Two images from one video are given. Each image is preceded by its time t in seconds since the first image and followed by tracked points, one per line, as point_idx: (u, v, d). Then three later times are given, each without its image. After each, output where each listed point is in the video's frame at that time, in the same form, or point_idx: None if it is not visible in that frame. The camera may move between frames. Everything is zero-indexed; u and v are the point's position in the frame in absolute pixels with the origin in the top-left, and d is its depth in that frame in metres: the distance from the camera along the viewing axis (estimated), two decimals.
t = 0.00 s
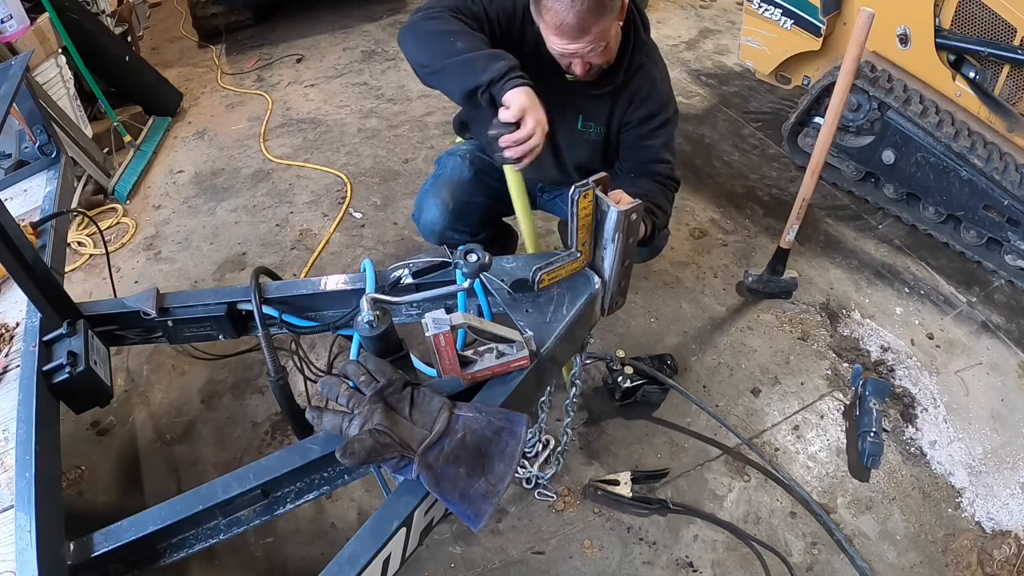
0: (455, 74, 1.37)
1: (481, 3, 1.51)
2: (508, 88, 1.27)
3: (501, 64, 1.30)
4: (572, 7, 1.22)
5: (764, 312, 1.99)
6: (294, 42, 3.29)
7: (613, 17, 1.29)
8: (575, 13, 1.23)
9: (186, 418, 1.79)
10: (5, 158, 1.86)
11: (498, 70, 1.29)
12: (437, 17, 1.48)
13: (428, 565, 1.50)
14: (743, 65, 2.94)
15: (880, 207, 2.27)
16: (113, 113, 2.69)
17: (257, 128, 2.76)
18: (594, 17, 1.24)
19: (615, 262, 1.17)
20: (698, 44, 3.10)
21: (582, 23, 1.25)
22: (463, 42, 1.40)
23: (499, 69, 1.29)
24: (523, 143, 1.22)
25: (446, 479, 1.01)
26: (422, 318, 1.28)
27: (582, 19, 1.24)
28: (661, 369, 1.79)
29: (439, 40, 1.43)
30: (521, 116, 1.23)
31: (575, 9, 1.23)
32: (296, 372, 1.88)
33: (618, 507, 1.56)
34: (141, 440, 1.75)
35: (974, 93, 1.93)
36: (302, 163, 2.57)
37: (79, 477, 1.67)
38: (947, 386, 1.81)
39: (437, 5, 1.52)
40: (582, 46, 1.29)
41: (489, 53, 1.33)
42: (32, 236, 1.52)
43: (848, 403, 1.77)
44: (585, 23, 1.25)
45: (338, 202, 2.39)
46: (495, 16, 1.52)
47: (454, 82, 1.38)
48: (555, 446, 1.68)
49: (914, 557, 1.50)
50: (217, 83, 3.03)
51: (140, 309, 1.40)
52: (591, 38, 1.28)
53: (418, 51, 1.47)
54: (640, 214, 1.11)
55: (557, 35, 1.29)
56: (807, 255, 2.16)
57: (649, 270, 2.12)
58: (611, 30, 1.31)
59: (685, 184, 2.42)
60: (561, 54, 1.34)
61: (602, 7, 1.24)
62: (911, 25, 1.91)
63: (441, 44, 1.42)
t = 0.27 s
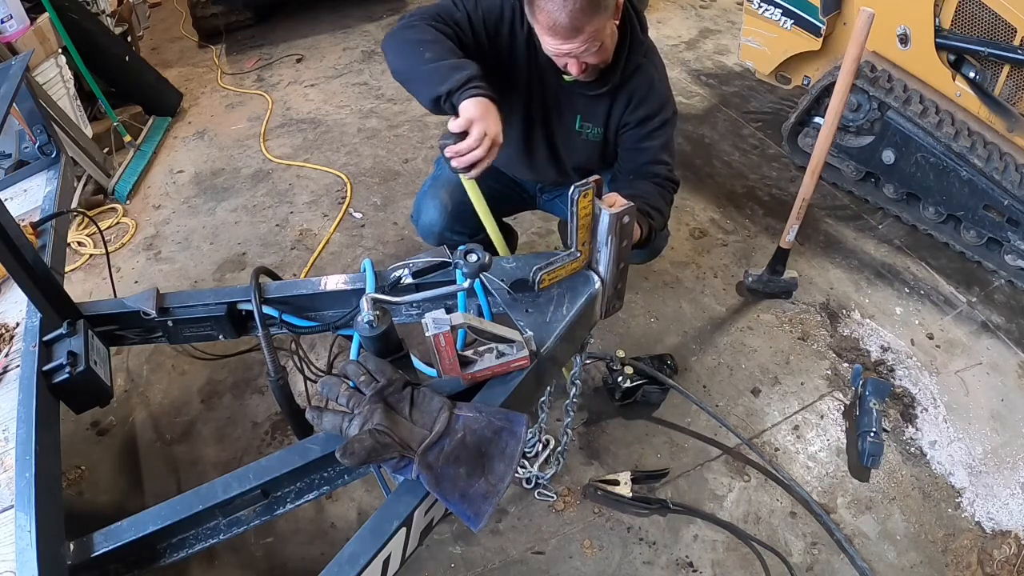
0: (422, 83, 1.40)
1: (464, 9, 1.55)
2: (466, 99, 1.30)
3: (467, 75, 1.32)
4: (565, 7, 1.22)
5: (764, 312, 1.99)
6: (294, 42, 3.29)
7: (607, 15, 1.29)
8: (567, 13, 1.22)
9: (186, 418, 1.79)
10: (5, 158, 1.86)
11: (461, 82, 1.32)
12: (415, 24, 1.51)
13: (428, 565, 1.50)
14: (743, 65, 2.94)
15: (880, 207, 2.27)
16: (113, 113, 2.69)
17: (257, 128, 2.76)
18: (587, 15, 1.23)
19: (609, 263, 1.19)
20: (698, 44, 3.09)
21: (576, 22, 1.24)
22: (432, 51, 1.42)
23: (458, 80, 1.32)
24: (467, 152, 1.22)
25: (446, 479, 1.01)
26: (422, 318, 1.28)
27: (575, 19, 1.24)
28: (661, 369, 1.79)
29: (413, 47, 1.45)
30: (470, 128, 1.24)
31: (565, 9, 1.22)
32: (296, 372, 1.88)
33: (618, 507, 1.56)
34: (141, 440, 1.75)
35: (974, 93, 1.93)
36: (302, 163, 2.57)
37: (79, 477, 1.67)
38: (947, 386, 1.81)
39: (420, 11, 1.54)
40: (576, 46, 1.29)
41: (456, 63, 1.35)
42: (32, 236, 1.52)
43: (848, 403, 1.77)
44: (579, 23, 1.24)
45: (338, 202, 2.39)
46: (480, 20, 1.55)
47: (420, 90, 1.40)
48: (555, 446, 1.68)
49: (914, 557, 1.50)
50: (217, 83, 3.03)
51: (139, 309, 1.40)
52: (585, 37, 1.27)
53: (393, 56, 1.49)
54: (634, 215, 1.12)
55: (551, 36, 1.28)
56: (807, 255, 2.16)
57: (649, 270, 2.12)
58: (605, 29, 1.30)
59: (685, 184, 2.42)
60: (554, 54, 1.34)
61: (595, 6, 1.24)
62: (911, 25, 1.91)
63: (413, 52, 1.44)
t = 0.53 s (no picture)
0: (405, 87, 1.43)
1: (453, 14, 1.57)
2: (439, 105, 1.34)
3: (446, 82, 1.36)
4: (559, 10, 1.22)
5: (764, 312, 1.99)
6: (294, 42, 3.29)
7: (603, 18, 1.29)
8: (561, 16, 1.23)
9: (186, 418, 1.79)
10: (5, 158, 1.86)
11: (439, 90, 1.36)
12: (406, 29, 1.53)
13: (428, 565, 1.50)
14: (743, 65, 2.94)
15: (880, 207, 2.27)
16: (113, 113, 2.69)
17: (257, 128, 2.76)
18: (581, 19, 1.24)
19: (609, 264, 1.19)
20: (698, 44, 3.09)
21: (569, 26, 1.25)
22: (412, 56, 1.45)
23: (432, 84, 1.36)
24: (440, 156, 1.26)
25: (446, 479, 1.01)
26: (422, 318, 1.28)
27: (569, 22, 1.24)
28: (661, 369, 1.79)
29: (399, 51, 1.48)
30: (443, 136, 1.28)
31: (558, 14, 1.23)
32: (296, 372, 1.88)
33: (618, 507, 1.56)
34: (141, 440, 1.75)
35: (974, 93, 1.93)
36: (302, 163, 2.57)
37: (79, 477, 1.67)
38: (947, 386, 1.81)
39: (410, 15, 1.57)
40: (571, 49, 1.29)
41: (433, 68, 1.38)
42: (32, 236, 1.52)
43: (848, 403, 1.77)
44: (573, 26, 1.25)
45: (338, 202, 2.39)
46: (469, 26, 1.57)
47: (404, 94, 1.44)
48: (555, 446, 1.68)
49: (914, 557, 1.50)
50: (217, 83, 3.03)
51: (140, 309, 1.40)
52: (579, 41, 1.28)
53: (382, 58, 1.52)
54: (634, 216, 1.13)
55: (545, 40, 1.29)
56: (807, 255, 2.16)
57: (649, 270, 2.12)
58: (600, 32, 1.30)
59: (685, 184, 2.42)
60: (549, 58, 1.34)
61: (588, 9, 1.24)
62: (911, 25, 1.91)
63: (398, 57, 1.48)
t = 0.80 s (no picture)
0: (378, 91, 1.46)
1: (442, 19, 1.58)
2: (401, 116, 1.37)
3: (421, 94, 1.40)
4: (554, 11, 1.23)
5: (764, 312, 1.99)
6: (294, 42, 3.29)
7: (599, 20, 1.30)
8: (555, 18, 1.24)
9: (186, 418, 1.79)
10: (5, 158, 1.86)
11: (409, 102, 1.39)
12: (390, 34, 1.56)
13: (428, 565, 1.49)
14: (743, 65, 2.94)
15: (880, 207, 2.27)
16: (113, 113, 2.69)
17: (257, 128, 2.76)
18: (575, 20, 1.24)
19: (609, 264, 1.19)
20: (698, 44, 3.10)
21: (564, 28, 1.25)
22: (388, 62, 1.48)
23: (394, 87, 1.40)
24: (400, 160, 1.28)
25: (446, 479, 1.01)
26: (422, 318, 1.28)
27: (563, 24, 1.24)
28: (661, 369, 1.79)
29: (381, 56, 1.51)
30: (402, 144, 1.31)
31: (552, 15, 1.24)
32: (296, 372, 1.88)
33: (618, 507, 1.56)
34: (141, 440, 1.75)
35: (974, 93, 1.93)
36: (302, 163, 2.57)
37: (79, 477, 1.67)
38: (947, 386, 1.81)
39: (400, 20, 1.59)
40: (567, 51, 1.29)
41: (412, 75, 1.42)
42: (32, 236, 1.52)
43: (848, 403, 1.77)
44: (567, 28, 1.25)
45: (338, 202, 2.39)
46: (459, 32, 1.58)
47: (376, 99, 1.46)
48: (555, 446, 1.68)
49: (914, 557, 1.50)
50: (217, 83, 3.03)
51: (140, 309, 1.40)
52: (574, 43, 1.28)
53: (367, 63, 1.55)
54: (633, 216, 1.13)
55: (540, 42, 1.29)
56: (807, 255, 2.16)
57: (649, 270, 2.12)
58: (596, 34, 1.31)
59: (685, 184, 2.42)
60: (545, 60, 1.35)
61: (583, 11, 1.25)
62: (911, 25, 1.91)
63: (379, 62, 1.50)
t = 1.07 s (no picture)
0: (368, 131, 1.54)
1: (427, 41, 1.60)
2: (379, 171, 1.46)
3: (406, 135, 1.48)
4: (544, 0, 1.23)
5: (764, 312, 1.99)
6: (294, 42, 3.29)
7: (591, 11, 1.30)
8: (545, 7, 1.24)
9: (186, 418, 1.79)
10: (5, 158, 1.86)
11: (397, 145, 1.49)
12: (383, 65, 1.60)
13: (428, 565, 1.49)
14: (743, 65, 2.94)
15: (880, 207, 2.27)
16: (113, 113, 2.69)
17: (257, 128, 2.76)
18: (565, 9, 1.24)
19: (609, 264, 1.19)
20: (698, 44, 3.10)
21: (555, 15, 1.25)
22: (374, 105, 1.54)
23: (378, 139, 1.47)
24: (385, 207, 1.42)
25: (446, 479, 1.01)
26: (422, 318, 1.28)
27: (555, 11, 1.24)
28: (661, 369, 1.79)
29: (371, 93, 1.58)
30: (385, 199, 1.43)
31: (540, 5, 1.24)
32: (296, 372, 1.88)
33: (618, 507, 1.56)
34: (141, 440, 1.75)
35: (974, 93, 1.93)
36: (302, 162, 2.57)
37: (79, 477, 1.67)
38: (947, 386, 1.81)
39: (388, 50, 1.63)
40: (558, 41, 1.29)
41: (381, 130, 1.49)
42: (32, 236, 1.52)
43: (848, 403, 1.77)
44: (560, 15, 1.25)
45: (338, 202, 2.39)
46: (444, 46, 1.59)
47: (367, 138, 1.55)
48: (555, 446, 1.68)
49: (914, 557, 1.50)
50: (217, 83, 3.03)
51: (140, 309, 1.40)
52: (565, 31, 1.28)
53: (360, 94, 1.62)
54: (633, 217, 1.13)
55: (532, 30, 1.29)
56: (807, 255, 2.16)
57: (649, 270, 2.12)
58: (587, 26, 1.30)
59: (685, 184, 2.42)
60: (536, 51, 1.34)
61: None
62: (911, 25, 1.91)
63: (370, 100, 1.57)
